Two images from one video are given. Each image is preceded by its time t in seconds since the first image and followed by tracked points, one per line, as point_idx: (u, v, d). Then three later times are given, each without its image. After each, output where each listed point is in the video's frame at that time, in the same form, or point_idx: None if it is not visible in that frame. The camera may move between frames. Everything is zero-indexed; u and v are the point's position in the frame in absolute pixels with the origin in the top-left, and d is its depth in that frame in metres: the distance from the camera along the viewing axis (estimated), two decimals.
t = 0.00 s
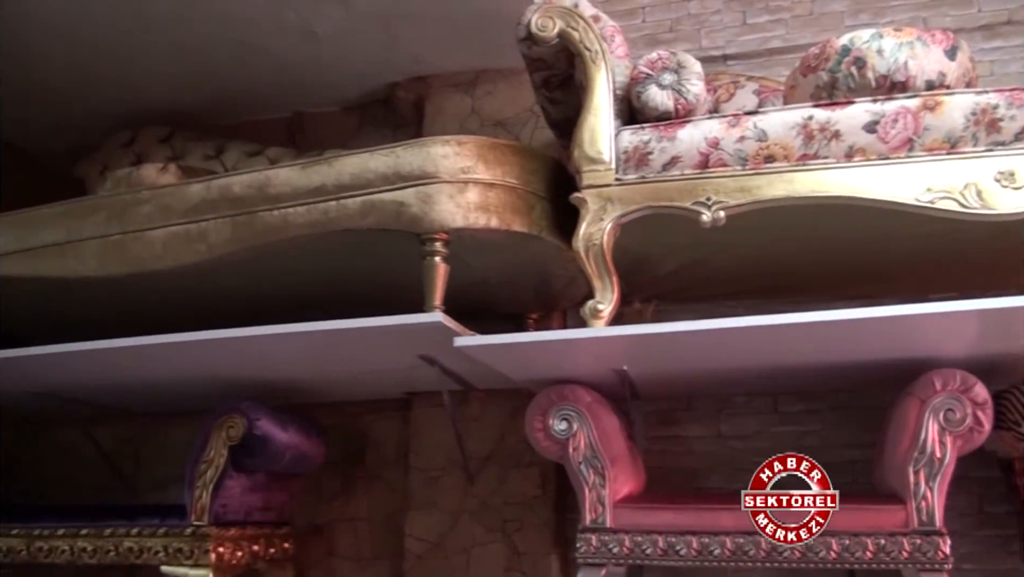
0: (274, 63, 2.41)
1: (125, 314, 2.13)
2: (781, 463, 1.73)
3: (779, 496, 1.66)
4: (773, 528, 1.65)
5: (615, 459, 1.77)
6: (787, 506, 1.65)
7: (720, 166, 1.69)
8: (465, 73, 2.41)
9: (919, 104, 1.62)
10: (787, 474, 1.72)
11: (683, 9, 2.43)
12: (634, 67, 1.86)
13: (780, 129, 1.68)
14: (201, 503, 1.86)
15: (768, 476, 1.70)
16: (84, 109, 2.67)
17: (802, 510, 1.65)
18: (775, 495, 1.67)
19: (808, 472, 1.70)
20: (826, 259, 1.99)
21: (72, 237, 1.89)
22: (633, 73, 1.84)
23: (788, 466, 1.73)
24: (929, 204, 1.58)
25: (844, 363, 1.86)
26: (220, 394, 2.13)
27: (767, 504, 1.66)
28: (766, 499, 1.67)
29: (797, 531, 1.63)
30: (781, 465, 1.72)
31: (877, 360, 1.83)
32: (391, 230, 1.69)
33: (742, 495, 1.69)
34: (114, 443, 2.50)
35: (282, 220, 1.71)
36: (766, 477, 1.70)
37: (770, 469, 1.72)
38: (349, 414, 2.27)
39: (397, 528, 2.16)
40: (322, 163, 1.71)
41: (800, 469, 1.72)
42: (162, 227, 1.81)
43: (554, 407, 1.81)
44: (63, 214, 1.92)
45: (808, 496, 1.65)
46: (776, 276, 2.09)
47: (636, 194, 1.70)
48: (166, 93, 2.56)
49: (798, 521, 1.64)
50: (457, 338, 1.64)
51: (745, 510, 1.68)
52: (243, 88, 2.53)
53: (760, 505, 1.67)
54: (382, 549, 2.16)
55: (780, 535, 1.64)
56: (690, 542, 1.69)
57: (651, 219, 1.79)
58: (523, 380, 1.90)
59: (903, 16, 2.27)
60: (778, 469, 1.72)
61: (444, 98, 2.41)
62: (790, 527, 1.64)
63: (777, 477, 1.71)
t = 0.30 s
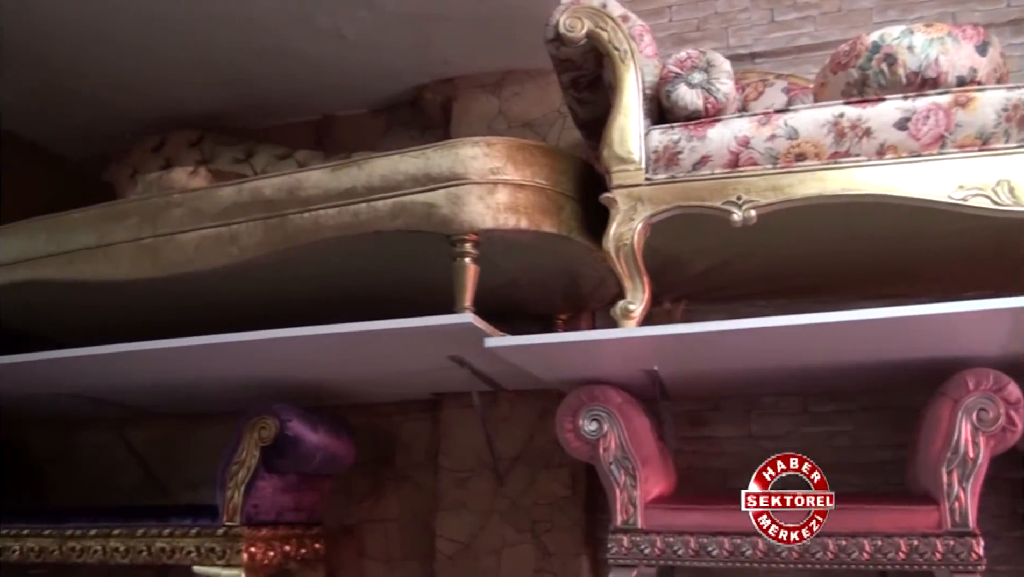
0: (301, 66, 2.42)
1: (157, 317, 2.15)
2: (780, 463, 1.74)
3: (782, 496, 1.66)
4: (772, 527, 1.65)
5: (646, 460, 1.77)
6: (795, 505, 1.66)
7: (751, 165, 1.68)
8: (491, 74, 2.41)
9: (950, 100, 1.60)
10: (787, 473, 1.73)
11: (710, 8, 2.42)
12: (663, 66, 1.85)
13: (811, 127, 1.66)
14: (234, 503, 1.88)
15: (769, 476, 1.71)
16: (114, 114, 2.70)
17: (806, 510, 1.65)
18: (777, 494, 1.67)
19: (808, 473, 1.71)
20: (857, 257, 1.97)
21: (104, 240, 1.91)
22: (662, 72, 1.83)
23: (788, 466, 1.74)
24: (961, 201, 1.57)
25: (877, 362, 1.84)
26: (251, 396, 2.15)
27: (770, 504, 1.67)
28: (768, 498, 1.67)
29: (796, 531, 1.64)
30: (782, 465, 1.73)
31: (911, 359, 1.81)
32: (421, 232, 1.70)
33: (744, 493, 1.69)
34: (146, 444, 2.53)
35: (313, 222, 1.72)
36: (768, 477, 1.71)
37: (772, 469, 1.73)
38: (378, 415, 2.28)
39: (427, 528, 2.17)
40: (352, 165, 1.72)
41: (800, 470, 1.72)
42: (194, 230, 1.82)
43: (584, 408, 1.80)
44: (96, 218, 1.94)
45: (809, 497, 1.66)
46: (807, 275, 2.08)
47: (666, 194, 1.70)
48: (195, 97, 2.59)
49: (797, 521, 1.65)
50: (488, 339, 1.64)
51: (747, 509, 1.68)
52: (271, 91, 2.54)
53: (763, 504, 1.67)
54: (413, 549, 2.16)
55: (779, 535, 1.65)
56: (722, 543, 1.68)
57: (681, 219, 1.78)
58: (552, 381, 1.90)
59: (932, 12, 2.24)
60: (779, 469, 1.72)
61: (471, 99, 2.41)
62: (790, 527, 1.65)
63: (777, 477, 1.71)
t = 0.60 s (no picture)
0: (324, 69, 2.43)
1: (183, 320, 2.16)
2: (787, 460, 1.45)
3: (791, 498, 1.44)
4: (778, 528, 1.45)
5: (673, 461, 1.76)
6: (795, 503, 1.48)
7: (778, 164, 1.67)
8: (515, 75, 2.41)
9: (977, 97, 1.59)
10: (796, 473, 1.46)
11: (733, 6, 2.41)
12: (688, 65, 1.84)
13: (838, 125, 1.65)
14: (261, 504, 1.88)
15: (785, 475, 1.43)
16: (138, 118, 2.72)
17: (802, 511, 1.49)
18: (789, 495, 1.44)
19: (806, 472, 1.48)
20: (885, 256, 1.95)
21: (130, 244, 1.92)
22: (687, 72, 1.82)
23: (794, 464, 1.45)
24: (990, 199, 1.55)
25: (907, 362, 1.82)
26: (276, 397, 2.16)
27: (782, 505, 1.43)
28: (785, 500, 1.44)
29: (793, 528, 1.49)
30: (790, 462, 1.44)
31: (941, 359, 1.79)
32: (446, 233, 1.70)
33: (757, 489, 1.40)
34: (172, 446, 2.54)
35: (339, 224, 1.72)
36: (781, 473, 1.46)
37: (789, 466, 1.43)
38: (403, 416, 2.28)
39: (452, 529, 2.17)
40: (377, 167, 1.73)
41: (801, 471, 1.47)
42: (220, 232, 1.83)
43: (610, 409, 1.80)
44: (122, 221, 1.95)
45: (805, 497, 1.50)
46: (834, 275, 2.06)
47: (693, 194, 1.69)
48: (220, 100, 2.60)
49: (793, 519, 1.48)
50: (514, 339, 1.64)
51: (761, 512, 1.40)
52: (294, 94, 2.55)
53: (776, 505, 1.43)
54: (438, 550, 2.17)
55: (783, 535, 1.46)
56: (749, 545, 1.67)
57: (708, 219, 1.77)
58: (578, 382, 1.90)
59: (958, 8, 2.22)
60: (793, 469, 1.44)
61: (494, 100, 2.41)
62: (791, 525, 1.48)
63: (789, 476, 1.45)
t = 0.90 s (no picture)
0: (346, 71, 2.44)
1: (208, 322, 2.17)
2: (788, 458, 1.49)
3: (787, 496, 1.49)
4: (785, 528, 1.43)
5: (701, 461, 1.75)
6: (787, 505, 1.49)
7: (805, 162, 1.66)
8: (537, 75, 2.40)
9: (1005, 92, 1.57)
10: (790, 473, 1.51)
11: (757, 4, 2.39)
12: (713, 63, 1.83)
13: (866, 122, 1.63)
14: (287, 505, 1.88)
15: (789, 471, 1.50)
16: (162, 122, 2.74)
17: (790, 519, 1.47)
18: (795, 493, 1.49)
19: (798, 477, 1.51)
20: (914, 254, 1.93)
21: (156, 247, 1.93)
22: (712, 69, 1.81)
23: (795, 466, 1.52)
24: (1020, 194, 1.53)
25: (937, 361, 1.80)
26: (301, 399, 2.16)
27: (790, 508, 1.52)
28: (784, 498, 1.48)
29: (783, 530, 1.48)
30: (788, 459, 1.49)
31: (971, 358, 1.77)
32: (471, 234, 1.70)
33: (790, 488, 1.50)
34: (197, 448, 2.56)
35: (364, 226, 1.72)
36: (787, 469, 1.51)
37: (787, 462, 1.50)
38: (428, 417, 2.28)
39: (478, 530, 2.17)
40: (402, 168, 1.73)
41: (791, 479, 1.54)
42: (245, 235, 1.83)
43: (637, 409, 1.79)
44: (148, 225, 1.96)
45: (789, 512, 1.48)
46: (861, 273, 2.04)
47: (720, 192, 1.68)
48: (243, 104, 2.61)
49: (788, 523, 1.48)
50: (540, 340, 1.63)
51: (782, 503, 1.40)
52: (316, 97, 2.56)
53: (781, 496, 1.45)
54: (463, 551, 2.17)
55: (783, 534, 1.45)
56: (778, 546, 1.65)
57: (735, 218, 1.76)
58: (604, 382, 1.89)
59: (984, 2, 2.19)
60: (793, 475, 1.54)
61: (517, 101, 2.41)
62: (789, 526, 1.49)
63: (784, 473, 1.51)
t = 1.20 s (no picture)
0: (368, 71, 2.44)
1: (234, 322, 2.17)
2: (792, 460, 1.67)
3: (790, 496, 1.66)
4: (813, 525, 1.63)
5: (727, 459, 1.74)
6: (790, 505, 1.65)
7: (833, 156, 1.64)
8: (560, 73, 2.40)
9: None
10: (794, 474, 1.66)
11: None
12: (738, 58, 1.82)
13: (893, 116, 1.62)
14: (314, 504, 1.89)
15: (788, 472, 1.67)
16: (185, 123, 2.75)
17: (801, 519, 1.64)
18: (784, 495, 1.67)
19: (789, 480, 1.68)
20: (943, 249, 1.91)
21: (181, 248, 1.94)
22: (737, 64, 1.80)
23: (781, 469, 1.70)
24: None
25: (967, 357, 1.78)
26: (327, 398, 2.16)
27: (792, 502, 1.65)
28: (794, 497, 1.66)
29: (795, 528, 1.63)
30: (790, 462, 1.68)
31: (1003, 354, 1.75)
32: (496, 232, 1.69)
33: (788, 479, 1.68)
34: (223, 447, 2.57)
35: (389, 225, 1.72)
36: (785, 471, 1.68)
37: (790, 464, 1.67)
38: (453, 416, 2.28)
39: (503, 529, 2.17)
40: (427, 167, 1.73)
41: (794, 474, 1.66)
42: (270, 235, 1.84)
43: (663, 407, 1.78)
44: (173, 225, 1.97)
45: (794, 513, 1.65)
46: (888, 268, 2.02)
47: (746, 188, 1.67)
48: (265, 104, 2.62)
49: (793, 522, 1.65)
50: (567, 338, 1.63)
51: (822, 499, 1.62)
52: (338, 97, 2.57)
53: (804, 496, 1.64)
54: (490, 550, 2.17)
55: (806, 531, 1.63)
56: (807, 544, 1.64)
57: (761, 212, 1.75)
58: (630, 380, 1.89)
59: None
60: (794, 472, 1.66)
61: (539, 98, 2.40)
62: (787, 525, 1.65)
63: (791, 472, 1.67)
